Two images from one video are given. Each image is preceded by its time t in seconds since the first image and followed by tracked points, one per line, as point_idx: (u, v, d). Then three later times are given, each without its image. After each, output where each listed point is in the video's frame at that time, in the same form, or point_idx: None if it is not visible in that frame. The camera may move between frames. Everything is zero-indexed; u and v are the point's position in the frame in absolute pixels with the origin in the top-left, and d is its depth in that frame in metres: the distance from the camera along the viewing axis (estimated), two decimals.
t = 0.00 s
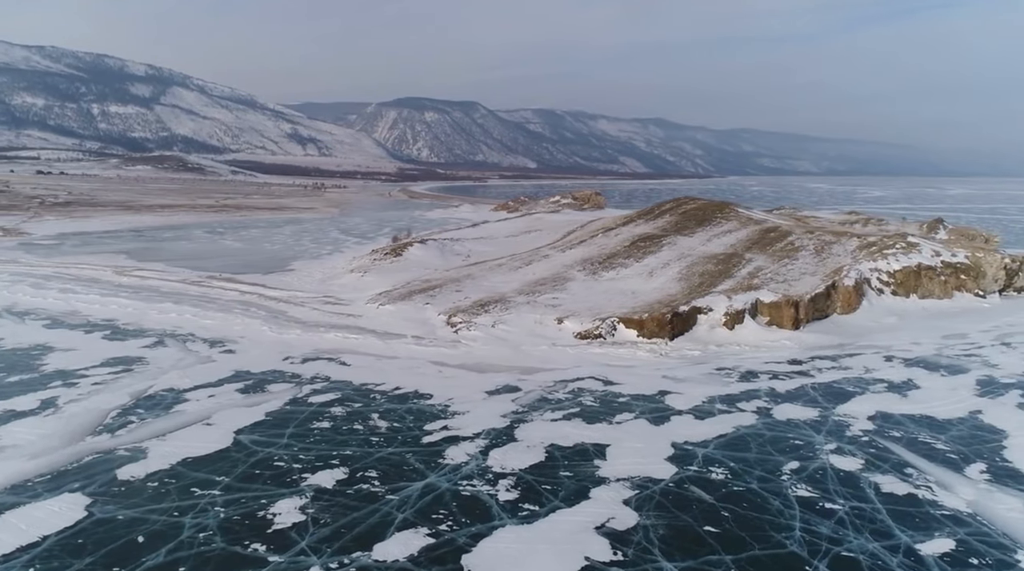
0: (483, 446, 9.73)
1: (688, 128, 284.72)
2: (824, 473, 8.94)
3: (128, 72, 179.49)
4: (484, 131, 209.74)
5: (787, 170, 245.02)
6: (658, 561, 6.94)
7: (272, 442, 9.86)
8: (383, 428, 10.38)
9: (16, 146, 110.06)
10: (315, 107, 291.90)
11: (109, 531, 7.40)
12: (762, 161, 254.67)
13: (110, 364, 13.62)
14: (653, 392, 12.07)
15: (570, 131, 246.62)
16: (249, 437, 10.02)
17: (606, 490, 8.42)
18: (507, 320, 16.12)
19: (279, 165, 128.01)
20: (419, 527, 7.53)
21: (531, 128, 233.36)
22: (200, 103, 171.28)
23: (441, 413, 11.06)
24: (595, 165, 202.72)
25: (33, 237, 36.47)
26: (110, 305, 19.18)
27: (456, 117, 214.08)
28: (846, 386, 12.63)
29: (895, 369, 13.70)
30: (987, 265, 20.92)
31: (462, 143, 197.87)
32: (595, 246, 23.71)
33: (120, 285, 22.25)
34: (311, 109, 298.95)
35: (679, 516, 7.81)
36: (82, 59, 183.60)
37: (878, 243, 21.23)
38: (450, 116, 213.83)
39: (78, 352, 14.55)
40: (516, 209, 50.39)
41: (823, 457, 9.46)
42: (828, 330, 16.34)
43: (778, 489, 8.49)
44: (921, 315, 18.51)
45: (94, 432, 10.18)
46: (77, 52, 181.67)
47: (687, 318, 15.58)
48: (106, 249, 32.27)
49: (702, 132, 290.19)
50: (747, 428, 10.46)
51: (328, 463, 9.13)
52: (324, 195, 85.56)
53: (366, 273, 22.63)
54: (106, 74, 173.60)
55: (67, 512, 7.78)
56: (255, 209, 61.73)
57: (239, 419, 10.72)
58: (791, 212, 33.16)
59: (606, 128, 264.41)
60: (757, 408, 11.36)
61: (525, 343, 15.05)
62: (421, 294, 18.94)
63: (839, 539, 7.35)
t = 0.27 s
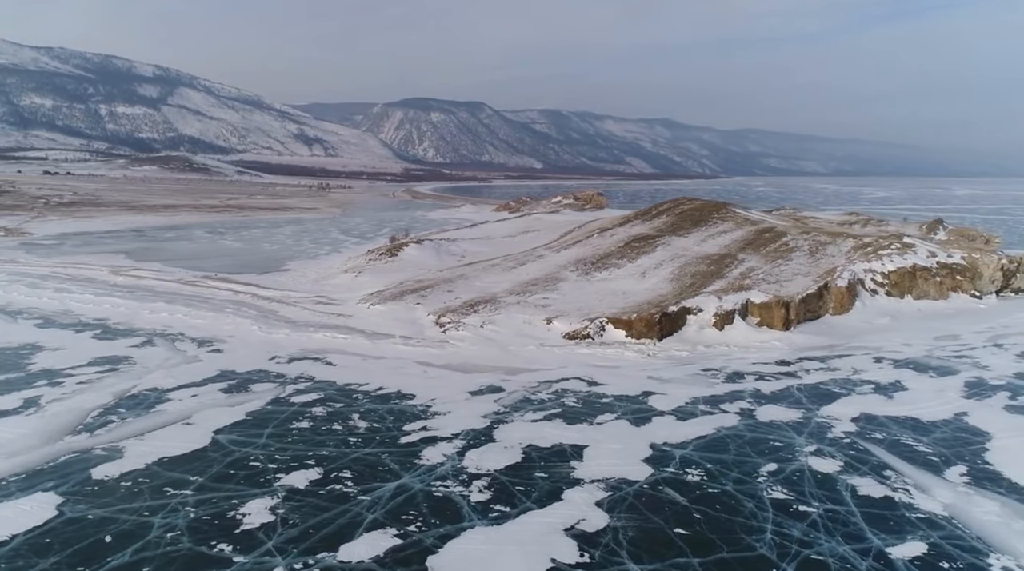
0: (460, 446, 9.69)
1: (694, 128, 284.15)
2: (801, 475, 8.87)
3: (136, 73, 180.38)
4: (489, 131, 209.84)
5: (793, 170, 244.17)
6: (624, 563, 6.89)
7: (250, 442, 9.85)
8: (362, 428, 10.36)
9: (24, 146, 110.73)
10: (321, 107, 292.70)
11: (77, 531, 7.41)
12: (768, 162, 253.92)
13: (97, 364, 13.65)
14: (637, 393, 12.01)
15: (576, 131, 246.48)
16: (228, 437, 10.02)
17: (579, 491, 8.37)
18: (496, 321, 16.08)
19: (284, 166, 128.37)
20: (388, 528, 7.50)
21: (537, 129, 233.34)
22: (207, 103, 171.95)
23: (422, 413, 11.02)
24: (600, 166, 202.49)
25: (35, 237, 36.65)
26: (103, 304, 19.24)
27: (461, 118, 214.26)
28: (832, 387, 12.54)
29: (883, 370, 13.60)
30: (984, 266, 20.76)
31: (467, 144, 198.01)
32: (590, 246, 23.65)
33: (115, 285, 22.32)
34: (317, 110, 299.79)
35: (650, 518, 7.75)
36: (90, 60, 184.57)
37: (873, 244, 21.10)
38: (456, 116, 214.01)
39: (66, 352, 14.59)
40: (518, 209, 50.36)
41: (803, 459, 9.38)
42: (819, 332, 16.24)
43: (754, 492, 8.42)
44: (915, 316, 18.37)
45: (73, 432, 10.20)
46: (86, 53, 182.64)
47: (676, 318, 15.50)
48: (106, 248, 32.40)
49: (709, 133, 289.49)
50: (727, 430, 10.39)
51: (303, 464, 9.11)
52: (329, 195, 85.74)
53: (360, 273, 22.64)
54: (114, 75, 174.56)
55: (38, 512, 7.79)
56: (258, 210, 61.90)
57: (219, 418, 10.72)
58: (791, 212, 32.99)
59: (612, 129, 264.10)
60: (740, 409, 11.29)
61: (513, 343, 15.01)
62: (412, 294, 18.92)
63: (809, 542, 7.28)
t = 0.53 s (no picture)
0: (437, 446, 9.66)
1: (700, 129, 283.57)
2: (777, 477, 8.81)
3: (143, 74, 181.25)
4: (494, 131, 209.92)
5: (799, 171, 243.37)
6: (589, 565, 6.85)
7: (227, 441, 9.86)
8: (340, 428, 10.35)
9: (32, 147, 111.36)
10: (327, 108, 293.47)
11: (45, 530, 7.42)
12: (774, 162, 253.22)
13: (84, 364, 13.69)
14: (620, 394, 11.95)
15: (581, 132, 246.36)
16: (206, 436, 10.03)
17: (552, 492, 8.33)
18: (485, 321, 16.05)
19: (289, 166, 128.68)
20: (356, 528, 7.48)
21: (542, 129, 233.31)
22: (213, 104, 172.57)
23: (402, 413, 11.00)
24: (606, 166, 202.29)
25: (35, 237, 36.81)
26: (96, 304, 19.28)
27: (467, 118, 214.44)
28: (818, 388, 12.46)
29: (871, 372, 13.51)
30: (980, 267, 20.62)
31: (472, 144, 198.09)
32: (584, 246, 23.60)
33: (110, 284, 22.40)
34: (326, 111, 300.75)
35: (620, 520, 7.70)
36: (98, 61, 185.45)
37: (868, 244, 20.98)
38: (461, 116, 214.15)
39: (54, 351, 14.63)
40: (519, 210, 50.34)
41: (780, 461, 9.31)
42: (810, 333, 16.16)
43: (727, 494, 8.36)
44: (908, 317, 18.26)
45: (52, 431, 10.21)
46: (93, 54, 183.55)
47: (664, 319, 15.44)
48: (105, 248, 32.51)
49: (714, 133, 288.86)
50: (706, 431, 10.33)
51: (278, 463, 9.10)
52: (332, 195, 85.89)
53: (354, 273, 22.65)
54: (121, 76, 175.45)
55: (9, 510, 7.81)
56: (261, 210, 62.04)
57: (199, 418, 10.73)
58: (790, 213, 32.84)
59: (618, 129, 263.84)
60: (723, 411, 11.22)
61: (500, 344, 14.98)
62: (403, 294, 18.91)
63: (779, 545, 7.22)
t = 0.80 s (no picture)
0: (411, 446, 9.65)
1: (705, 129, 282.96)
2: (749, 478, 8.76)
3: (149, 74, 181.98)
4: (499, 131, 209.99)
5: (805, 171, 242.58)
6: (550, 565, 6.83)
7: (203, 440, 9.87)
8: (317, 427, 10.36)
9: (39, 147, 111.96)
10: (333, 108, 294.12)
11: (11, 528, 7.44)
12: (779, 162, 252.58)
13: (68, 363, 13.74)
14: (600, 394, 11.92)
15: (586, 132, 246.15)
16: (181, 435, 10.05)
17: (521, 492, 8.31)
18: (472, 321, 16.03)
19: (293, 166, 128.95)
20: (321, 527, 7.48)
21: (547, 129, 233.28)
22: (219, 104, 173.15)
23: (380, 413, 10.99)
24: (610, 166, 202.02)
25: (35, 237, 36.98)
26: (87, 303, 19.35)
27: (471, 118, 214.52)
28: (800, 389, 12.40)
29: (856, 373, 13.44)
30: (973, 267, 20.50)
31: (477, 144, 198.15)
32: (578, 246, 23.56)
33: (103, 283, 22.48)
34: (331, 112, 301.31)
35: (586, 520, 7.68)
36: (105, 61, 186.29)
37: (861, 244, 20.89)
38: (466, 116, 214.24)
39: (40, 350, 14.68)
40: (519, 209, 50.29)
41: (754, 461, 9.27)
42: (798, 334, 16.08)
43: (697, 494, 8.32)
44: (899, 318, 18.17)
45: (29, 429, 10.25)
46: (100, 54, 184.48)
47: (651, 319, 15.40)
48: (103, 248, 32.62)
49: (720, 134, 288.14)
50: (683, 432, 10.29)
51: (250, 463, 9.10)
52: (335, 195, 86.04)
53: (346, 273, 22.67)
54: (127, 76, 176.22)
55: None
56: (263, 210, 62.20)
57: (177, 417, 10.75)
58: (788, 213, 32.72)
59: (623, 129, 263.54)
60: (702, 411, 11.18)
61: (486, 343, 14.96)
62: (393, 293, 18.90)
63: (744, 546, 7.18)
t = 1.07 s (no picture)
0: (387, 446, 9.65)
1: (710, 129, 282.43)
2: (724, 478, 8.73)
3: (155, 75, 182.71)
4: (504, 131, 210.06)
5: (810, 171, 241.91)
6: (514, 565, 6.81)
7: (181, 439, 9.89)
8: (295, 427, 10.37)
9: (45, 147, 112.49)
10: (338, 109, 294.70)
11: None
12: (784, 163, 251.97)
13: (55, 361, 13.79)
14: (582, 395, 11.90)
15: (591, 132, 245.98)
16: (160, 434, 10.08)
17: (492, 492, 8.31)
18: (459, 320, 16.02)
19: (297, 166, 129.23)
20: (289, 526, 7.49)
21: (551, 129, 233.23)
22: (224, 104, 173.71)
23: (360, 412, 10.99)
24: (615, 167, 201.83)
25: (36, 237, 37.15)
26: (80, 302, 19.43)
27: (476, 119, 214.64)
28: (784, 390, 12.35)
29: (841, 374, 13.39)
30: (967, 268, 20.40)
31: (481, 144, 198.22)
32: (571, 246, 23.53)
33: (98, 283, 22.56)
34: (336, 112, 301.89)
35: (555, 520, 7.66)
36: (111, 61, 186.90)
37: (854, 245, 20.81)
38: (470, 116, 214.36)
39: (29, 348, 14.75)
40: (519, 209, 50.27)
41: (730, 462, 9.23)
42: (786, 334, 16.03)
43: (669, 495, 8.30)
44: (890, 319, 18.09)
45: (10, 427, 10.29)
46: (107, 55, 184.84)
47: (638, 319, 15.36)
48: (102, 247, 32.76)
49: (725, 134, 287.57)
50: (661, 432, 10.26)
51: (225, 462, 9.12)
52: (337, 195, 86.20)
53: (339, 272, 22.69)
54: (133, 77, 176.97)
55: None
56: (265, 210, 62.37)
57: (157, 416, 10.78)
58: (786, 213, 32.61)
59: (627, 130, 263.32)
60: (682, 411, 11.15)
61: (472, 343, 14.96)
62: (383, 293, 18.91)
63: (710, 546, 7.15)
